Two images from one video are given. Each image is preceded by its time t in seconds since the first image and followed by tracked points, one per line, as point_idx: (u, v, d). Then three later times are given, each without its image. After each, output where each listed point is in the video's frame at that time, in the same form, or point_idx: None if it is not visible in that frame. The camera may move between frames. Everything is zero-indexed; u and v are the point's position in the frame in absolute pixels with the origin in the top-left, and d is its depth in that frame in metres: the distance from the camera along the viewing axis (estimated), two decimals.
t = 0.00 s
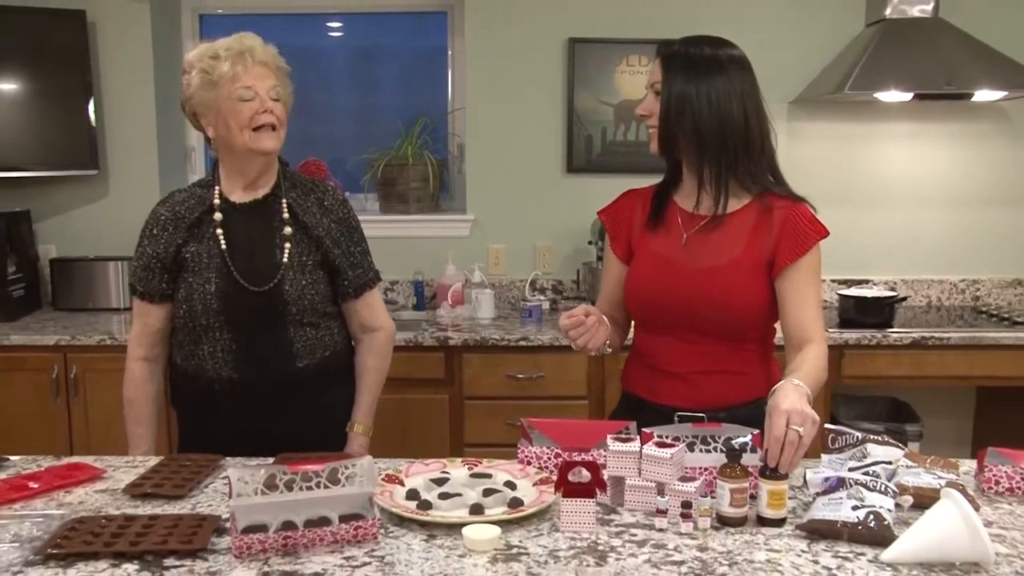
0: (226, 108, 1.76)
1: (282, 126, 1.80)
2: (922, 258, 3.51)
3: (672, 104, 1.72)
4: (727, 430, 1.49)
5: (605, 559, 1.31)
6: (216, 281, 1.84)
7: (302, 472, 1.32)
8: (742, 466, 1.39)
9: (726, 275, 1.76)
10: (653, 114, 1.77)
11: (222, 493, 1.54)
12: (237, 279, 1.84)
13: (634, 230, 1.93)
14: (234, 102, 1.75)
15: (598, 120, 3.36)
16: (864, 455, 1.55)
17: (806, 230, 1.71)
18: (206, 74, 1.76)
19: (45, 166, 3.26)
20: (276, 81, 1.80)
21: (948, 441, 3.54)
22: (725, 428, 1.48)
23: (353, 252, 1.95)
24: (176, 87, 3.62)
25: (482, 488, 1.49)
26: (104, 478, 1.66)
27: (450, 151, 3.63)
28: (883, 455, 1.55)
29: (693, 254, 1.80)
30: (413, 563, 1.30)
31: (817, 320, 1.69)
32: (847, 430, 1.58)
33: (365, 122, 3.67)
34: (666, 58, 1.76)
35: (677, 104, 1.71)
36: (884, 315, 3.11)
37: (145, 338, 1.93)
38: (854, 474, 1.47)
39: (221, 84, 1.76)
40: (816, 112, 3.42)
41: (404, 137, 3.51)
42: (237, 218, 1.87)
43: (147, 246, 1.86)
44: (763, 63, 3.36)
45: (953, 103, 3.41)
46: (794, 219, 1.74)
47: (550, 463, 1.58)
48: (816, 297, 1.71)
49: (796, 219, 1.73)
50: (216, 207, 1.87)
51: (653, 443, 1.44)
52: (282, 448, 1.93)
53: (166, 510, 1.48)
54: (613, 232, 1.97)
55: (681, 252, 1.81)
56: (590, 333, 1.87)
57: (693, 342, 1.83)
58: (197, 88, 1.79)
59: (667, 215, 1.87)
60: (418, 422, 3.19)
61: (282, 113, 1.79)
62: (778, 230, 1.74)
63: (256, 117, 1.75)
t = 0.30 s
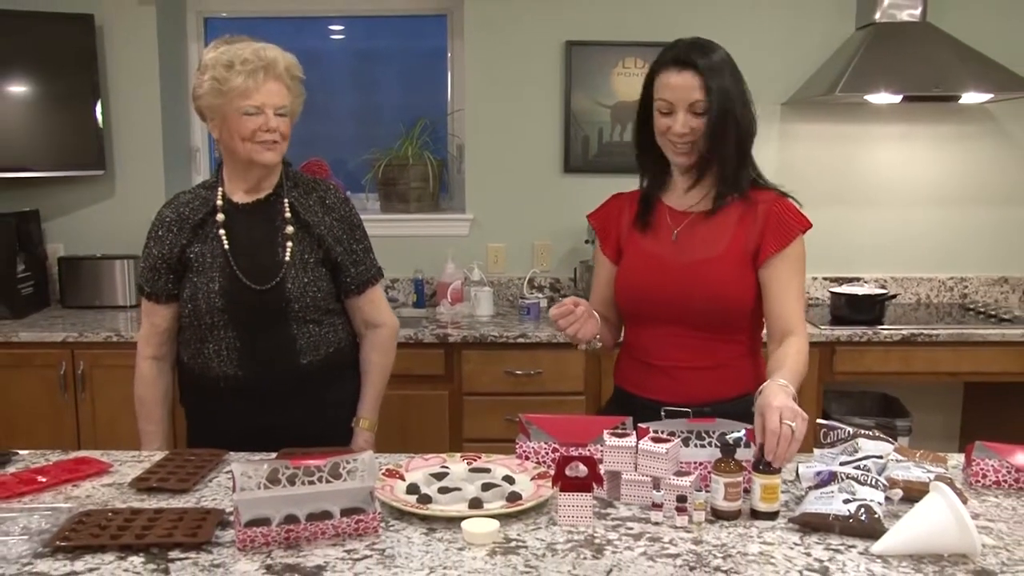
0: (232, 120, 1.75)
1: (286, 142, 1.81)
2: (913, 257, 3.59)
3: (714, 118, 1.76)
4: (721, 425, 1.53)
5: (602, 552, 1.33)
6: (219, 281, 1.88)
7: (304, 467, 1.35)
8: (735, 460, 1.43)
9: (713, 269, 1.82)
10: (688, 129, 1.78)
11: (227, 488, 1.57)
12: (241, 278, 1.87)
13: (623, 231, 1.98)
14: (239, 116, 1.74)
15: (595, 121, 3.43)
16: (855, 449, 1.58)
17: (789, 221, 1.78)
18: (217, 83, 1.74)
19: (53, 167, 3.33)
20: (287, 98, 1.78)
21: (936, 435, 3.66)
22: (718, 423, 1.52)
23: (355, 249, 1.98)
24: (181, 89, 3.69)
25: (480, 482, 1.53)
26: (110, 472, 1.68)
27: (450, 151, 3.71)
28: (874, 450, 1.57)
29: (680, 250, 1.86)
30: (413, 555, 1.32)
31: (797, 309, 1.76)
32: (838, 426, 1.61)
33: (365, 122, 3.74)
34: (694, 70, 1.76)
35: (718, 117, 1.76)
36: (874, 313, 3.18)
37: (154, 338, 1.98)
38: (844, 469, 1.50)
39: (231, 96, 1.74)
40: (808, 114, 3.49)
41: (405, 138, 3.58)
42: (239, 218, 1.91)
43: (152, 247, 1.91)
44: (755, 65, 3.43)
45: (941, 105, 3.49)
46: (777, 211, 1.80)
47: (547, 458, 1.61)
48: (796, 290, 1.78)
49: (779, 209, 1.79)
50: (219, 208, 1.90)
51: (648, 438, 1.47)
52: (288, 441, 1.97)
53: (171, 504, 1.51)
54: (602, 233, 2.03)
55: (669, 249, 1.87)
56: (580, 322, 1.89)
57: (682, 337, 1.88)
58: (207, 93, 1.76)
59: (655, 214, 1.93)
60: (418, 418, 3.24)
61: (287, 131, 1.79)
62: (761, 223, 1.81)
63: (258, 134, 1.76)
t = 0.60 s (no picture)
0: (232, 122, 1.75)
1: (286, 142, 1.81)
2: (912, 257, 3.60)
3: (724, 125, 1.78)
4: (720, 424, 1.54)
5: (601, 551, 1.33)
6: (220, 282, 1.87)
7: (304, 466, 1.35)
8: (734, 459, 1.43)
9: (702, 268, 1.82)
10: (698, 136, 1.78)
11: (227, 487, 1.57)
12: (243, 280, 1.86)
13: (609, 232, 1.97)
14: (239, 118, 1.74)
15: (594, 121, 3.43)
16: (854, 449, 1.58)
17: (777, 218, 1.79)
18: (217, 84, 1.73)
19: (54, 168, 3.34)
20: (287, 98, 1.78)
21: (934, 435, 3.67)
22: (717, 423, 1.53)
23: (357, 250, 1.96)
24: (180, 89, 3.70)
25: (480, 482, 1.54)
26: (110, 471, 1.69)
27: (449, 151, 3.72)
28: (872, 450, 1.57)
29: (669, 248, 1.86)
30: (413, 554, 1.33)
31: (784, 304, 1.77)
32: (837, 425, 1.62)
33: (366, 123, 3.75)
34: (708, 77, 1.76)
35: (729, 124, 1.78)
36: (872, 312, 3.18)
37: (156, 338, 1.97)
38: (843, 468, 1.50)
39: (231, 98, 1.74)
40: (807, 115, 3.49)
41: (405, 138, 3.58)
42: (241, 219, 1.89)
43: (153, 249, 1.89)
44: (753, 66, 3.44)
45: (940, 106, 3.49)
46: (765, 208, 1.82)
47: (546, 457, 1.61)
48: (784, 285, 1.79)
49: (765, 209, 1.81)
50: (221, 210, 1.89)
51: (647, 438, 1.48)
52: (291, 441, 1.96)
53: (171, 503, 1.51)
54: (588, 235, 2.02)
55: (659, 249, 1.87)
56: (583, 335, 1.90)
57: (673, 338, 1.88)
58: (207, 94, 1.76)
59: (641, 214, 1.93)
60: (417, 417, 3.25)
61: (287, 132, 1.79)
62: (749, 220, 1.82)
63: (258, 136, 1.75)
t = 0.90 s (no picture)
0: (230, 122, 1.75)
1: (285, 143, 1.80)
2: (911, 257, 3.60)
3: (717, 124, 1.77)
4: (719, 424, 1.54)
5: (600, 551, 1.34)
6: (221, 284, 1.87)
7: (303, 466, 1.36)
8: (733, 460, 1.43)
9: (697, 270, 1.81)
10: (692, 136, 1.77)
11: (226, 487, 1.57)
12: (243, 281, 1.86)
13: (601, 234, 1.96)
14: (236, 118, 1.73)
15: (593, 121, 3.43)
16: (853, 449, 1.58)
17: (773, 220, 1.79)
18: (214, 85, 1.73)
19: (53, 168, 3.34)
20: (286, 98, 1.78)
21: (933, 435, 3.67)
22: (716, 423, 1.53)
23: (358, 251, 1.96)
24: (180, 89, 3.70)
25: (480, 482, 1.54)
26: (110, 472, 1.69)
27: (449, 151, 3.72)
28: (872, 450, 1.57)
29: (664, 249, 1.85)
30: (412, 555, 1.33)
31: (783, 304, 1.80)
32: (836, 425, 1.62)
33: (365, 123, 3.75)
34: (700, 76, 1.76)
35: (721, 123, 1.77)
36: (871, 312, 3.19)
37: (157, 339, 1.97)
38: (842, 468, 1.50)
39: (229, 97, 1.74)
40: (806, 115, 3.49)
41: (405, 138, 3.58)
42: (241, 220, 1.89)
43: (154, 250, 1.89)
44: (753, 65, 3.44)
45: (939, 106, 3.49)
46: (761, 210, 1.82)
47: (546, 457, 1.61)
48: (783, 285, 1.81)
49: (763, 209, 1.82)
50: (221, 211, 1.88)
51: (647, 438, 1.48)
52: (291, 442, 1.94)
53: (170, 503, 1.51)
54: (580, 237, 2.01)
55: (653, 250, 1.86)
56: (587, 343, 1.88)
57: (667, 339, 1.87)
58: (206, 95, 1.76)
59: (635, 215, 1.91)
60: (417, 418, 3.24)
61: (286, 132, 1.79)
62: (745, 223, 1.83)
63: (256, 136, 1.75)
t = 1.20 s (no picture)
0: (228, 125, 1.75)
1: (285, 145, 1.80)
2: (911, 257, 3.60)
3: (703, 101, 1.77)
4: (719, 424, 1.54)
5: (600, 551, 1.34)
6: (221, 287, 1.86)
7: (303, 466, 1.36)
8: (733, 460, 1.43)
9: (697, 272, 1.81)
10: (679, 111, 1.77)
11: (226, 488, 1.57)
12: (243, 285, 1.85)
13: (601, 232, 1.96)
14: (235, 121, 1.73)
15: (592, 121, 3.43)
16: (853, 449, 1.58)
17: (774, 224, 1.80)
18: (213, 88, 1.73)
19: (53, 168, 3.34)
20: (286, 101, 1.77)
21: (933, 435, 3.67)
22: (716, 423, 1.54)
23: (360, 253, 1.95)
24: (179, 89, 3.70)
25: (479, 483, 1.54)
26: (110, 472, 1.69)
27: (448, 152, 3.72)
28: (871, 450, 1.57)
29: (664, 250, 1.85)
30: (412, 555, 1.33)
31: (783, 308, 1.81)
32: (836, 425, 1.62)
33: (365, 123, 3.75)
34: (682, 54, 1.79)
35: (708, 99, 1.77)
36: (871, 312, 3.19)
37: (157, 342, 1.97)
38: (842, 468, 1.50)
39: (227, 100, 1.73)
40: (806, 115, 3.49)
41: (405, 138, 3.59)
42: (242, 222, 1.88)
43: (154, 252, 1.89)
44: (752, 65, 3.44)
45: (938, 106, 3.49)
46: (761, 212, 1.82)
47: (546, 458, 1.61)
48: (782, 287, 1.82)
49: (765, 212, 1.82)
50: (221, 213, 1.88)
51: (647, 438, 1.48)
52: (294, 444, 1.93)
53: (170, 503, 1.51)
54: (580, 234, 2.00)
55: (654, 250, 1.86)
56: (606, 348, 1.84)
57: (667, 341, 1.86)
58: (205, 98, 1.76)
59: (635, 215, 1.91)
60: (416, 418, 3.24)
61: (285, 136, 1.78)
62: (747, 228, 1.83)
63: (254, 139, 1.74)
